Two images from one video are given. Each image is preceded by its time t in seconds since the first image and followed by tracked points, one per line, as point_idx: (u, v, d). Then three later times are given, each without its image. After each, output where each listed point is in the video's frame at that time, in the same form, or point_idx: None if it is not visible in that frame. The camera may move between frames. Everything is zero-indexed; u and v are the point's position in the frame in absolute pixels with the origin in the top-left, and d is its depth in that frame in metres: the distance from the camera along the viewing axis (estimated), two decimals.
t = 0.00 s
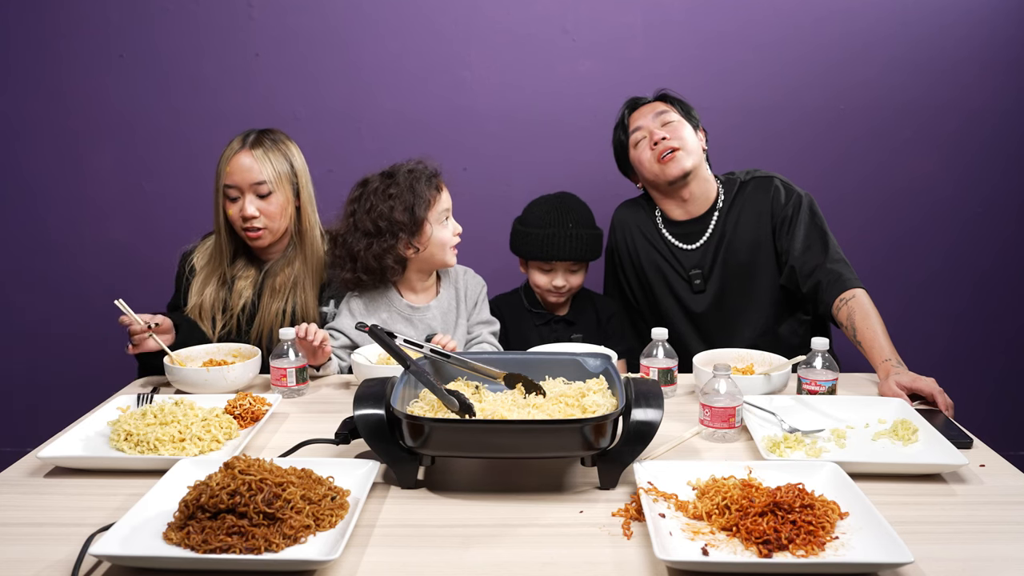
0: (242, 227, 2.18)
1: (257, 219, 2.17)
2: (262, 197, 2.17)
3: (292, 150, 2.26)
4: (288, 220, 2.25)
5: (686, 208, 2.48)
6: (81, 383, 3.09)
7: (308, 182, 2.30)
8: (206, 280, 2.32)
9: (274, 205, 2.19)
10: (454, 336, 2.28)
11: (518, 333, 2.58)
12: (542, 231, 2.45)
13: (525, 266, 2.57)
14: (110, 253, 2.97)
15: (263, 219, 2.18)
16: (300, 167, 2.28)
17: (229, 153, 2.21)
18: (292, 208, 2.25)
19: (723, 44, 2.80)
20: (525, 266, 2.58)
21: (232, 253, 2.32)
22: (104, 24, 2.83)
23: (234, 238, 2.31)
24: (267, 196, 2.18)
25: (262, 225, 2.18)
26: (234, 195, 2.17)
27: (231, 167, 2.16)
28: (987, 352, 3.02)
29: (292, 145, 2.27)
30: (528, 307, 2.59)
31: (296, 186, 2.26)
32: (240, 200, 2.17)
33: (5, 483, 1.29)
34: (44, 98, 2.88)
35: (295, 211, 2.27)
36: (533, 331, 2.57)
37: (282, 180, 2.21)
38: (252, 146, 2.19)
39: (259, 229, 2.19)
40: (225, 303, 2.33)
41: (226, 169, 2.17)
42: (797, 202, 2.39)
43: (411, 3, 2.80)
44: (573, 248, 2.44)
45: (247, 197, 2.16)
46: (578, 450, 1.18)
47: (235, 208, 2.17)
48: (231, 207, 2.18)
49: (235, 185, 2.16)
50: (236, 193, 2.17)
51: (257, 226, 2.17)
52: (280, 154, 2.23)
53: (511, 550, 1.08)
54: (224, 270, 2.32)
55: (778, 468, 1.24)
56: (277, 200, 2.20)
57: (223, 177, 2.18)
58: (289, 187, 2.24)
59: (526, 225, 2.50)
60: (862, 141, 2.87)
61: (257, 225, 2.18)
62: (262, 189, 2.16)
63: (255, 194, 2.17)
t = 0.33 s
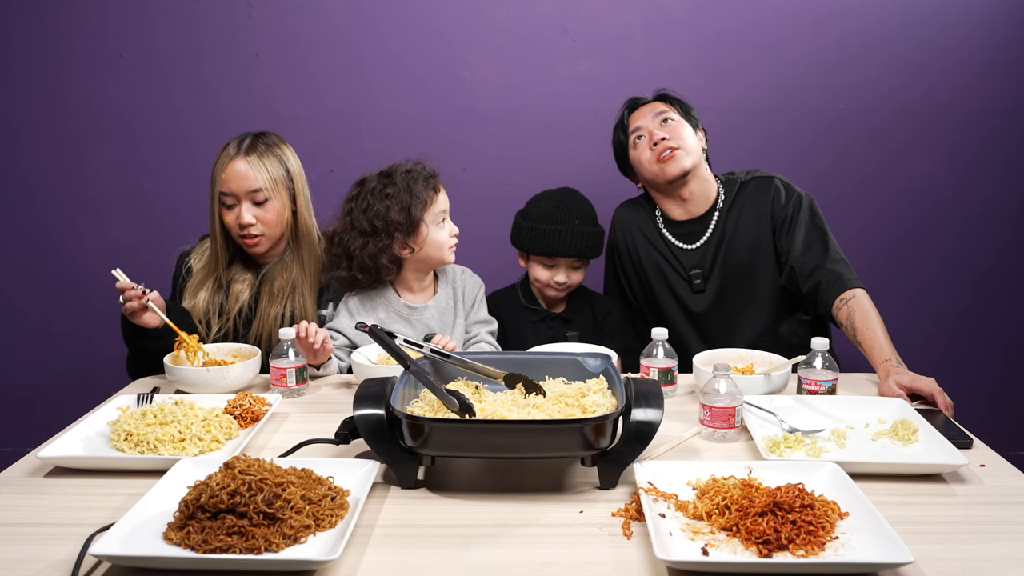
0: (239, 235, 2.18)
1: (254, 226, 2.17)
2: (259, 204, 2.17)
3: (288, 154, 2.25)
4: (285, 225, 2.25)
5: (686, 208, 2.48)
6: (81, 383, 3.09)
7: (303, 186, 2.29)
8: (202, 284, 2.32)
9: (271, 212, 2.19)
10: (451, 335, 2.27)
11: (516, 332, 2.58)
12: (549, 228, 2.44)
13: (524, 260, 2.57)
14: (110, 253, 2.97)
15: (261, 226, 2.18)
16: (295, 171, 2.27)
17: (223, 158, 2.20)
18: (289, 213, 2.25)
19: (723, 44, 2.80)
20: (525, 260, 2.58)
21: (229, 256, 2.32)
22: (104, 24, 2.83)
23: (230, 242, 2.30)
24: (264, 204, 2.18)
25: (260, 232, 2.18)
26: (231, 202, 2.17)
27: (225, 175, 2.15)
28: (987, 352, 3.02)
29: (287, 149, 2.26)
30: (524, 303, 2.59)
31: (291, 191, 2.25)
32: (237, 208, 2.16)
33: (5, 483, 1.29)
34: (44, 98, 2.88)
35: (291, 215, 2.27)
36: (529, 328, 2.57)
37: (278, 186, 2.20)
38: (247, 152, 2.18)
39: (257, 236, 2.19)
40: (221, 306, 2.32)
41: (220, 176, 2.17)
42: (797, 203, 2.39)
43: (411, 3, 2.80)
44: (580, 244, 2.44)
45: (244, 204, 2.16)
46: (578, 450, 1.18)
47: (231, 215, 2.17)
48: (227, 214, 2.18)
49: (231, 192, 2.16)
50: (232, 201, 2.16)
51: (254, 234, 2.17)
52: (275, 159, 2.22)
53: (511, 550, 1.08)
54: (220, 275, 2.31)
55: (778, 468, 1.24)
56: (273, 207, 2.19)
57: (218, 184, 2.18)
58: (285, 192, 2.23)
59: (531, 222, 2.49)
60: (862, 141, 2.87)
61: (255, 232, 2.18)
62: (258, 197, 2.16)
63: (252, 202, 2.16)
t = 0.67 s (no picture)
0: (238, 234, 2.18)
1: (253, 226, 2.18)
2: (259, 204, 2.17)
3: (287, 153, 2.25)
4: (284, 225, 2.25)
5: (686, 208, 2.48)
6: (81, 383, 3.09)
7: (302, 185, 2.29)
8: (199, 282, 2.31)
9: (270, 212, 2.19)
10: (451, 334, 2.27)
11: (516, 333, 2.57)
12: (548, 239, 2.43)
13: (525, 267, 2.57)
14: (109, 253, 2.97)
15: (260, 226, 2.18)
16: (294, 170, 2.26)
17: (222, 158, 2.19)
18: (287, 213, 2.25)
19: (723, 44, 2.80)
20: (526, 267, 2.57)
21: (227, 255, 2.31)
22: (104, 24, 2.83)
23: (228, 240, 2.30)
24: (263, 204, 2.18)
25: (259, 232, 2.19)
26: (230, 202, 2.17)
27: (225, 174, 2.16)
28: (987, 353, 3.02)
29: (286, 148, 2.26)
30: (526, 306, 2.58)
31: (290, 190, 2.25)
32: (236, 207, 2.17)
33: (5, 483, 1.29)
34: (44, 98, 2.88)
35: (291, 215, 2.27)
36: (530, 330, 2.57)
37: (278, 186, 2.21)
38: (246, 150, 2.18)
39: (256, 236, 2.19)
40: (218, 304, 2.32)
41: (220, 176, 2.17)
42: (797, 203, 2.39)
43: (411, 3, 2.80)
44: (579, 257, 2.42)
45: (243, 204, 2.16)
46: (578, 450, 1.18)
47: (231, 215, 2.17)
48: (227, 214, 2.18)
49: (231, 192, 2.16)
50: (231, 200, 2.16)
51: (254, 234, 2.18)
52: (274, 158, 2.22)
53: (511, 550, 1.08)
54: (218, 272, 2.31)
55: (778, 468, 1.24)
56: (273, 207, 2.19)
57: (217, 183, 2.18)
58: (284, 191, 2.23)
59: (531, 232, 2.48)
60: (862, 141, 2.87)
61: (254, 232, 2.19)
62: (258, 197, 2.16)
63: (251, 202, 2.17)
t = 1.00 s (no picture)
0: (236, 232, 2.18)
1: (251, 224, 2.17)
2: (258, 203, 2.17)
3: (286, 151, 2.25)
4: (283, 224, 2.25)
5: (685, 208, 2.48)
6: (81, 383, 3.09)
7: (302, 184, 2.29)
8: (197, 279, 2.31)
9: (269, 211, 2.19)
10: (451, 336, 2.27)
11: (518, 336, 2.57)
12: (553, 246, 2.41)
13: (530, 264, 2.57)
14: (110, 253, 2.97)
15: (259, 225, 2.18)
16: (293, 169, 2.26)
17: (222, 156, 2.19)
18: (286, 211, 2.25)
19: (723, 44, 2.80)
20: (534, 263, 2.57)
21: (227, 253, 2.31)
22: (104, 24, 2.83)
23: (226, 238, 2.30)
24: (262, 202, 2.18)
25: (258, 231, 2.19)
26: (230, 200, 2.17)
27: (224, 172, 2.15)
28: (987, 353, 3.02)
29: (285, 146, 2.26)
30: (528, 311, 2.58)
31: (290, 189, 2.25)
32: (235, 206, 2.16)
33: (5, 483, 1.29)
34: (44, 98, 2.88)
35: (289, 215, 2.27)
36: (532, 334, 2.56)
37: (278, 185, 2.20)
38: (246, 148, 2.18)
39: (255, 234, 2.19)
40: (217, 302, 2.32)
41: (220, 173, 2.16)
42: (797, 203, 2.40)
43: (412, 3, 2.80)
44: (582, 265, 2.41)
45: (242, 202, 2.16)
46: (578, 450, 1.18)
47: (230, 213, 2.17)
48: (225, 212, 2.18)
49: (230, 190, 2.16)
50: (230, 199, 2.16)
51: (252, 232, 2.18)
52: (274, 156, 2.22)
53: (511, 550, 1.08)
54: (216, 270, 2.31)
55: (778, 468, 1.24)
56: (272, 206, 2.19)
57: (216, 181, 2.18)
58: (283, 190, 2.23)
59: (535, 237, 2.46)
60: (862, 141, 2.87)
61: (252, 230, 2.18)
62: (258, 195, 2.16)
63: (250, 200, 2.16)
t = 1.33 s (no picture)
0: (235, 230, 2.18)
1: (251, 222, 2.17)
2: (257, 201, 2.17)
3: (286, 153, 2.26)
4: (281, 224, 2.25)
5: (687, 212, 2.48)
6: (80, 383, 3.09)
7: (301, 186, 2.28)
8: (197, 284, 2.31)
9: (268, 209, 2.19)
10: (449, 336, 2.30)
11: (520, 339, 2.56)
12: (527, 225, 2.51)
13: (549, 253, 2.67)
14: (110, 253, 2.97)
15: (258, 222, 2.18)
16: (293, 170, 2.26)
17: (222, 154, 2.20)
18: (285, 211, 2.25)
19: (723, 44, 2.80)
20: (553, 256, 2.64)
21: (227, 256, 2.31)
22: (104, 24, 2.83)
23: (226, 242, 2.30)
24: (262, 200, 2.18)
25: (257, 229, 2.19)
26: (229, 198, 2.17)
27: (225, 170, 2.16)
28: (987, 353, 3.02)
29: (285, 148, 2.26)
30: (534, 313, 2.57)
31: (289, 190, 2.25)
32: (235, 203, 2.17)
33: (5, 483, 1.29)
34: (44, 98, 2.88)
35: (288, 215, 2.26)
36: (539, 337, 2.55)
37: (277, 184, 2.20)
38: (247, 148, 2.18)
39: (253, 232, 2.19)
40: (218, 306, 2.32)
41: (220, 171, 2.17)
42: (797, 204, 2.40)
43: (412, 4, 2.80)
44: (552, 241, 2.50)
45: (242, 199, 2.16)
46: (578, 450, 1.18)
47: (229, 210, 2.17)
48: (225, 209, 2.18)
49: (229, 187, 2.16)
50: (230, 196, 2.16)
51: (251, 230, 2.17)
52: (274, 157, 2.22)
53: (510, 550, 1.08)
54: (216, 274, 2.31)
55: (778, 468, 1.24)
56: (271, 204, 2.20)
57: (216, 179, 2.18)
58: (282, 189, 2.23)
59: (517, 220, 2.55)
60: (862, 141, 2.87)
61: (252, 228, 2.18)
62: (257, 192, 2.16)
63: (250, 197, 2.17)
